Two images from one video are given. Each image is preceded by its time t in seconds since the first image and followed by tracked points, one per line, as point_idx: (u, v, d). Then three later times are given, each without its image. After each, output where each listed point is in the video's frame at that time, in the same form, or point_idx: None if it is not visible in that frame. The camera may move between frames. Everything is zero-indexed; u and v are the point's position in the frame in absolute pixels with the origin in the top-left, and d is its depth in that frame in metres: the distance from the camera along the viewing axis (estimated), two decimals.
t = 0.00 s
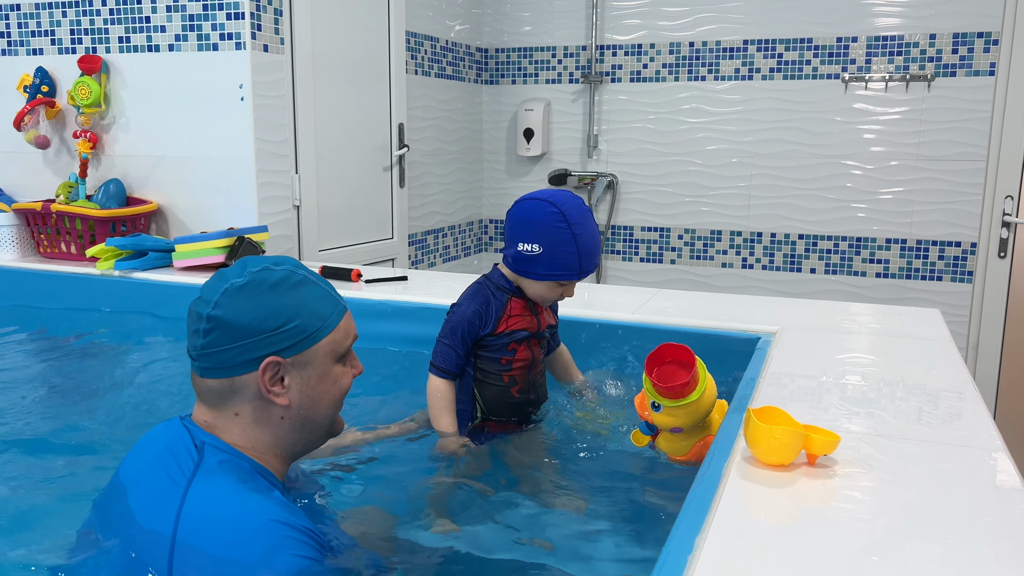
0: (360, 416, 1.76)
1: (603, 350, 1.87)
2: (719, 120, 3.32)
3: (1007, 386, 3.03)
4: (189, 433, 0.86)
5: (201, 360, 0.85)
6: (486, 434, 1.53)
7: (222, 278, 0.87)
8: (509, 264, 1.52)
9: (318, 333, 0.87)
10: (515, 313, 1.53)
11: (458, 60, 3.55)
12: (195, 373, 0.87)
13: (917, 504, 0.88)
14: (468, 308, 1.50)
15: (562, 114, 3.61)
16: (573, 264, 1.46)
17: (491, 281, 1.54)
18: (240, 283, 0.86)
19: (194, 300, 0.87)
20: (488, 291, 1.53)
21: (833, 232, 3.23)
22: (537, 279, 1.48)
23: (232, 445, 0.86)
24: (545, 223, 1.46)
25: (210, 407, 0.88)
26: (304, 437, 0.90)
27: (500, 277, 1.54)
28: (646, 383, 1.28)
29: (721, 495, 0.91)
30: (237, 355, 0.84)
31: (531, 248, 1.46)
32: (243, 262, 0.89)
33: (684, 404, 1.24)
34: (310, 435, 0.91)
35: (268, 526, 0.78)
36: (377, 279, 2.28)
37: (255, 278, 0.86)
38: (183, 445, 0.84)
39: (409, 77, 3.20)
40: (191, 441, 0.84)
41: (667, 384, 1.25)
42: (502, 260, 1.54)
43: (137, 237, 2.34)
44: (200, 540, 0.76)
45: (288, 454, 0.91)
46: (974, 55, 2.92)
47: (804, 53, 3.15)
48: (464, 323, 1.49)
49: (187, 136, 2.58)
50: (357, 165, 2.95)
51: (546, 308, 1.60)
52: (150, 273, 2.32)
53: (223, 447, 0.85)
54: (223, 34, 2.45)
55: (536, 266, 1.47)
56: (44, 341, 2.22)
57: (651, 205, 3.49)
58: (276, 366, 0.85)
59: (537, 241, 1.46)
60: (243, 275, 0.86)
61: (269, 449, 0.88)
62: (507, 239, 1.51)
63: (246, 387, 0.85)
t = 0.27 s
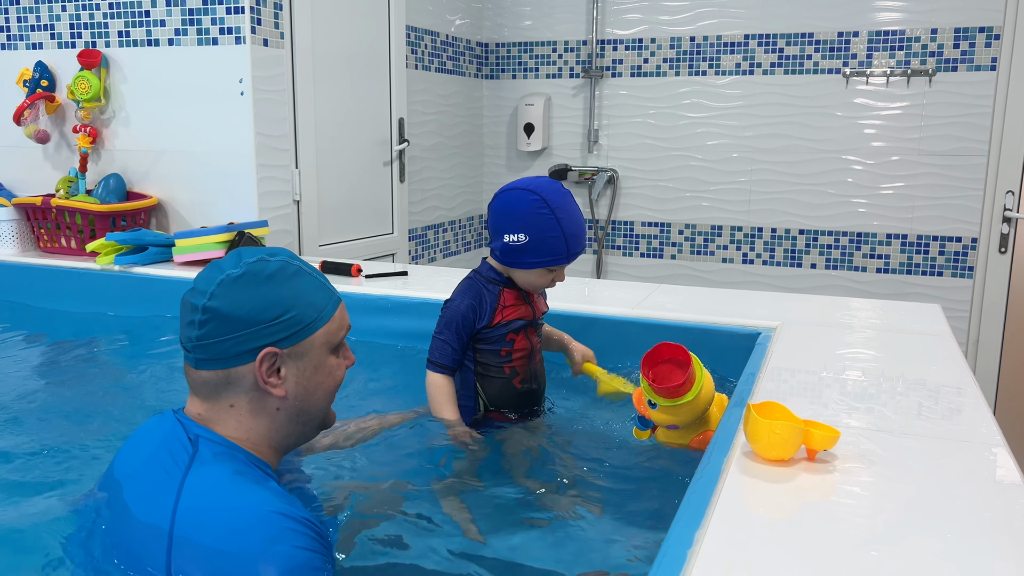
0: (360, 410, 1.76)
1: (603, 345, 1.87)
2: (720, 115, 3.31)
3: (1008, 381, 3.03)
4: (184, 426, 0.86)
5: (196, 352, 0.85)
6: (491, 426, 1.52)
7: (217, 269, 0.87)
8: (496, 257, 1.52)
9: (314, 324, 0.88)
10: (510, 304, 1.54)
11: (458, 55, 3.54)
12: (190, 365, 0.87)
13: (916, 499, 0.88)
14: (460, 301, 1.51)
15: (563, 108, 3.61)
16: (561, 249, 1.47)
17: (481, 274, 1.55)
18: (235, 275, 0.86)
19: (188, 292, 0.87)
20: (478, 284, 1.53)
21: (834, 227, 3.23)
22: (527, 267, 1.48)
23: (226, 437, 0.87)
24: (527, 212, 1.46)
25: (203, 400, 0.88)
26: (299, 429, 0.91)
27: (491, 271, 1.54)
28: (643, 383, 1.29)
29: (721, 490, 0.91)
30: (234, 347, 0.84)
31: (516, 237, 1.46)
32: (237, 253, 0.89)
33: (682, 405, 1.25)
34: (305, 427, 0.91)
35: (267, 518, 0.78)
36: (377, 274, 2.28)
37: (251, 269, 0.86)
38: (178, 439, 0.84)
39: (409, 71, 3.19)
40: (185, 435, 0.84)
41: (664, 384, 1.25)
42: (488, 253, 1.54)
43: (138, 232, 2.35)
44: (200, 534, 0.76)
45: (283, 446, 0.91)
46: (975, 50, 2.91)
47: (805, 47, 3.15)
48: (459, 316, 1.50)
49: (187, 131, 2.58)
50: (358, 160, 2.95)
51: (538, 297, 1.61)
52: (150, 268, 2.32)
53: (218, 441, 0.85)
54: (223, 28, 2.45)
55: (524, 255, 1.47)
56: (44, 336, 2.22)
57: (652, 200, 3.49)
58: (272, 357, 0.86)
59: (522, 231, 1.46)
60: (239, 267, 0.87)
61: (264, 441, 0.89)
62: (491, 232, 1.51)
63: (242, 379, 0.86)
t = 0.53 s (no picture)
0: (361, 404, 1.76)
1: (604, 340, 1.87)
2: (721, 108, 3.31)
3: (1008, 375, 3.03)
4: (168, 419, 0.85)
5: (172, 344, 0.84)
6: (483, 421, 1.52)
7: (186, 259, 0.86)
8: (508, 251, 1.53)
9: (289, 307, 0.86)
10: (515, 298, 1.54)
11: (458, 48, 3.54)
12: (168, 358, 0.86)
13: (916, 492, 0.88)
14: (468, 290, 1.52)
15: (563, 102, 3.60)
16: (569, 244, 1.47)
17: (492, 266, 1.56)
18: (205, 264, 0.84)
19: (160, 284, 0.86)
20: (488, 276, 1.54)
21: (835, 221, 3.22)
22: (535, 261, 1.49)
23: (211, 427, 0.86)
24: (539, 206, 1.48)
25: (184, 392, 0.87)
26: (284, 415, 0.90)
27: (501, 263, 1.56)
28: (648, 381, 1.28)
29: (721, 483, 0.91)
30: (209, 336, 0.83)
31: (527, 231, 1.48)
32: (206, 241, 0.87)
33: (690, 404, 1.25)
34: (291, 412, 0.90)
35: (254, 507, 0.78)
36: (378, 268, 2.27)
37: (220, 256, 0.84)
38: (163, 431, 0.84)
39: (410, 65, 3.19)
40: (169, 427, 0.84)
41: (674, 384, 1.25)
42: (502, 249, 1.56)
43: (137, 226, 2.33)
44: (186, 524, 0.77)
45: (270, 432, 0.90)
46: (977, 43, 2.91)
47: (806, 41, 3.14)
48: (463, 305, 1.50)
49: (187, 124, 2.57)
50: (358, 154, 2.94)
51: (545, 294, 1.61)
52: (151, 261, 2.32)
53: (204, 431, 0.84)
54: (223, 21, 2.44)
55: (533, 249, 1.49)
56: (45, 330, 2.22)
57: (653, 193, 3.49)
58: (249, 344, 0.84)
59: (532, 224, 1.48)
60: (208, 256, 0.85)
61: (249, 430, 0.88)
62: (504, 227, 1.53)
63: (221, 367, 0.84)
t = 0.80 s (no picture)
0: (362, 397, 1.76)
1: (606, 333, 1.87)
2: (722, 101, 3.30)
3: (1008, 368, 3.03)
4: (155, 409, 0.85)
5: (155, 335, 0.84)
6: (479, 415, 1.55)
7: (166, 249, 0.85)
8: (531, 252, 1.55)
9: (272, 294, 0.85)
10: (530, 300, 1.57)
11: (459, 40, 3.53)
12: (152, 349, 0.85)
13: (917, 485, 0.89)
14: (486, 285, 1.55)
15: (565, 94, 3.59)
16: (595, 248, 1.49)
17: (512, 266, 1.58)
18: (184, 252, 0.83)
19: (141, 275, 0.85)
20: (507, 275, 1.57)
21: (836, 214, 3.22)
22: (560, 263, 1.51)
23: (199, 417, 0.85)
24: (569, 209, 1.50)
25: (170, 381, 0.86)
26: (272, 402, 0.89)
27: (522, 264, 1.58)
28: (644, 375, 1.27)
29: (722, 476, 0.91)
30: (191, 326, 0.82)
31: (555, 232, 1.50)
32: (185, 230, 0.86)
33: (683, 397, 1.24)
34: (278, 399, 0.90)
35: (247, 499, 0.79)
36: (379, 261, 2.27)
37: (199, 245, 0.84)
38: (150, 422, 0.83)
39: (411, 57, 3.18)
40: (156, 417, 0.84)
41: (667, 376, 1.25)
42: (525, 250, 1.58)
43: (139, 219, 2.32)
44: (179, 517, 0.77)
45: (258, 419, 0.90)
46: (979, 36, 2.90)
47: (808, 33, 3.13)
48: (478, 299, 1.53)
49: (188, 117, 2.57)
50: (359, 146, 2.94)
51: (559, 300, 1.63)
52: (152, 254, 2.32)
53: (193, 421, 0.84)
54: (224, 13, 2.43)
55: (559, 250, 1.50)
56: (47, 323, 2.22)
57: (654, 186, 3.48)
58: (232, 332, 0.84)
59: (561, 225, 1.50)
60: (187, 244, 0.84)
61: (237, 418, 0.88)
62: (531, 226, 1.55)
63: (205, 356, 0.84)
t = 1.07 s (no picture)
0: (362, 390, 1.77)
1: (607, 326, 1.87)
2: (724, 94, 3.29)
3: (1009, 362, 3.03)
4: (134, 401, 0.85)
5: (127, 326, 0.83)
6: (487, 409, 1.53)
7: (133, 240, 0.85)
8: (532, 239, 1.55)
9: (240, 280, 0.85)
10: (535, 287, 1.56)
11: (460, 33, 3.52)
12: (126, 340, 0.85)
13: (919, 479, 0.89)
14: (494, 274, 1.52)
15: (566, 87, 3.59)
16: (597, 232, 1.49)
17: (515, 253, 1.56)
18: (150, 242, 0.83)
19: (111, 267, 0.85)
20: (511, 262, 1.55)
21: (837, 207, 3.22)
22: (562, 248, 1.51)
23: (176, 406, 0.85)
24: (569, 193, 1.50)
25: (143, 371, 0.86)
26: (249, 387, 0.90)
27: (525, 252, 1.56)
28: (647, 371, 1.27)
29: (724, 469, 0.91)
30: (161, 314, 0.82)
31: (557, 217, 1.50)
32: (151, 221, 0.86)
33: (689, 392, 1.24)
34: (253, 385, 0.90)
35: (225, 484, 0.78)
36: (379, 254, 2.27)
37: (165, 234, 0.83)
38: (130, 414, 0.84)
39: (412, 50, 3.17)
40: (136, 409, 0.84)
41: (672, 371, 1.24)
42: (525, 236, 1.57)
43: (140, 213, 2.27)
44: (158, 504, 0.77)
45: (237, 405, 0.91)
46: (982, 29, 2.89)
47: (810, 26, 3.12)
48: (487, 289, 1.51)
49: (188, 109, 2.57)
50: (359, 139, 2.94)
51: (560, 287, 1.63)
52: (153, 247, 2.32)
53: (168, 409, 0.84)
54: (224, 6, 2.42)
55: (561, 235, 1.50)
56: (48, 315, 2.22)
57: (655, 180, 3.48)
58: (202, 319, 0.83)
59: (561, 210, 1.49)
60: (152, 234, 0.84)
61: (214, 405, 0.88)
62: (530, 213, 1.54)
63: (177, 344, 0.84)
